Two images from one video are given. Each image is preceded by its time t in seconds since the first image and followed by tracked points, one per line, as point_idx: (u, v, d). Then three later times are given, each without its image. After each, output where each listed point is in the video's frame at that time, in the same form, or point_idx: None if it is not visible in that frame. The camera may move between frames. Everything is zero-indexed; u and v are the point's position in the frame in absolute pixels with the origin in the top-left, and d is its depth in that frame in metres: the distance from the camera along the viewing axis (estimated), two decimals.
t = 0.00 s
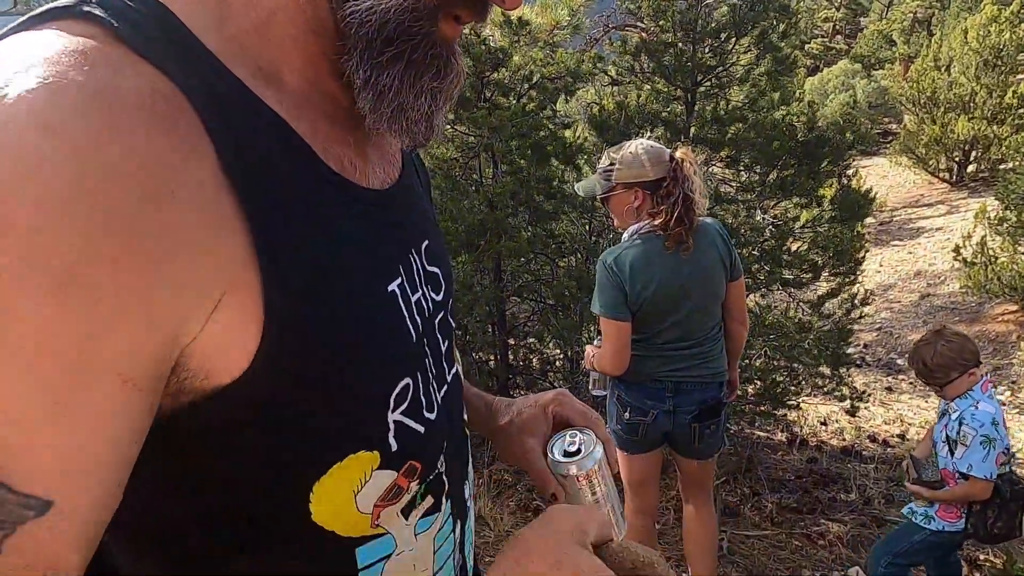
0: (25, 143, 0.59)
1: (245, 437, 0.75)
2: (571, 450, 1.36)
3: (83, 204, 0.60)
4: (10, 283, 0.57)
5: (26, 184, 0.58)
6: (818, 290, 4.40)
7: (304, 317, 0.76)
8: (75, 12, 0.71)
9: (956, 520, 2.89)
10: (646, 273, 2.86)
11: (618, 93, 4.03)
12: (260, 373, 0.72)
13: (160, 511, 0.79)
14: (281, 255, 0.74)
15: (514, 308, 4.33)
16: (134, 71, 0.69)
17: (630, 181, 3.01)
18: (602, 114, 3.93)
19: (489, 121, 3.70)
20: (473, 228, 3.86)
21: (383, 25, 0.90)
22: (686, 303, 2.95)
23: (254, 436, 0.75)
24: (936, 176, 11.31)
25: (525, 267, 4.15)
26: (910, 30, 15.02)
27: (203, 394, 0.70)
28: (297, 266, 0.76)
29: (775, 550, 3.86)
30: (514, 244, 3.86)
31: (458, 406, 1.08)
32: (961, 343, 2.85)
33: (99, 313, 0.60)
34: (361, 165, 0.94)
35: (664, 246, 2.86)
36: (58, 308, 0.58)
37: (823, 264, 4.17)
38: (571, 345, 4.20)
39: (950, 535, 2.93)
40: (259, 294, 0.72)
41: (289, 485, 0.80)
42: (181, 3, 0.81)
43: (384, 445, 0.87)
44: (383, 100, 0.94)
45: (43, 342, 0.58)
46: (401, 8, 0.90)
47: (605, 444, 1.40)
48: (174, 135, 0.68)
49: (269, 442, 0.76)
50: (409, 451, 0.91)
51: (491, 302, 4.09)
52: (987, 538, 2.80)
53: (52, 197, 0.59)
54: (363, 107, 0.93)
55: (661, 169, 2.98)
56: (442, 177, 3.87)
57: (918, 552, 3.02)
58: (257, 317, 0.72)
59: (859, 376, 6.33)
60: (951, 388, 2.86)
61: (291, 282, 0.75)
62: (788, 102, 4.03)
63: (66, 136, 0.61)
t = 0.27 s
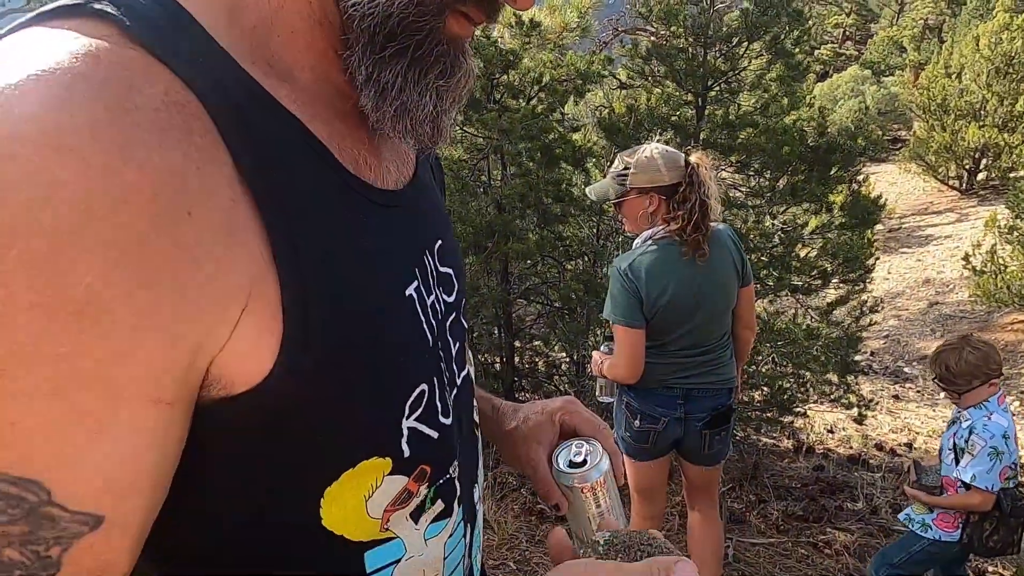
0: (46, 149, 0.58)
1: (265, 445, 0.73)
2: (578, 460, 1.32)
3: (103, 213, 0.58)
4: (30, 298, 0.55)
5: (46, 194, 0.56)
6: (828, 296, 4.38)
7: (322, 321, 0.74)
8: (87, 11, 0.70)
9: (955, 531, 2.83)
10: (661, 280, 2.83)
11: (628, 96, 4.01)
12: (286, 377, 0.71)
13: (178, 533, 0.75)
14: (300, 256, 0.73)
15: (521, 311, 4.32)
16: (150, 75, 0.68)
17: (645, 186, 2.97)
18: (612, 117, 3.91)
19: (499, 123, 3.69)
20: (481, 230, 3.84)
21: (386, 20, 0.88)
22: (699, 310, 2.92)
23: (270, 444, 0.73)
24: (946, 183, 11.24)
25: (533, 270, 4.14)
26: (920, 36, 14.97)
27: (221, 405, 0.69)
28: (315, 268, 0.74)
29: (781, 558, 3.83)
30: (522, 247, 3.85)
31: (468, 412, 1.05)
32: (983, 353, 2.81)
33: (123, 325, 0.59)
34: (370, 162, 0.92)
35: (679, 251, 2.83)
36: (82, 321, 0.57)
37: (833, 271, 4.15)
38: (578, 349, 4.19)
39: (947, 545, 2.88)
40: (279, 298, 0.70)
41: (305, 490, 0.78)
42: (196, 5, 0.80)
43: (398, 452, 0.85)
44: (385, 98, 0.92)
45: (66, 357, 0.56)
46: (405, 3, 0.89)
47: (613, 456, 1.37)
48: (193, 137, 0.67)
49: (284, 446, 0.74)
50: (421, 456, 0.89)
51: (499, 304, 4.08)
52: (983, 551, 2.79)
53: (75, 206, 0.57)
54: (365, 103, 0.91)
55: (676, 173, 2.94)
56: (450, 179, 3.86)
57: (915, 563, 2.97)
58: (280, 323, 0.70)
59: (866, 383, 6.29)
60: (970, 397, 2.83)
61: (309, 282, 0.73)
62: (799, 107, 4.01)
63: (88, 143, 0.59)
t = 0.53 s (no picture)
0: (77, 136, 0.56)
1: (280, 441, 0.71)
2: (596, 465, 1.27)
3: (132, 200, 0.57)
4: (62, 281, 0.53)
5: (77, 178, 0.55)
6: (836, 309, 4.35)
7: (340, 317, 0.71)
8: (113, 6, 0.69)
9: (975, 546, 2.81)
10: (678, 290, 2.77)
11: (637, 106, 4.01)
12: (300, 370, 0.68)
13: (187, 533, 0.73)
14: (319, 247, 0.71)
15: (527, 317, 4.30)
16: (175, 65, 0.66)
17: (659, 196, 2.92)
18: (621, 126, 3.90)
19: (508, 129, 3.69)
20: (489, 236, 3.83)
21: (403, 23, 0.87)
22: (712, 321, 2.88)
23: (283, 441, 0.71)
24: (955, 199, 11.20)
25: (539, 277, 4.13)
26: (930, 52, 14.96)
27: (238, 396, 0.66)
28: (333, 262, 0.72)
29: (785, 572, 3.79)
30: (530, 253, 3.84)
31: (479, 416, 1.03)
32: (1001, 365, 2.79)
33: (150, 313, 0.57)
34: (389, 163, 0.90)
35: (698, 262, 2.78)
36: (110, 309, 0.55)
37: (841, 283, 4.13)
38: (583, 357, 4.17)
39: (965, 562, 2.86)
40: (297, 291, 0.68)
41: (319, 489, 0.76)
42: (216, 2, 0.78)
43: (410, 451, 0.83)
44: (402, 99, 0.91)
45: (93, 344, 0.55)
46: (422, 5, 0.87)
47: (631, 460, 1.34)
48: (217, 126, 0.66)
49: (300, 442, 0.72)
50: (433, 456, 0.87)
51: (504, 311, 4.06)
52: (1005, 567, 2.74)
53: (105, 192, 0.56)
54: (382, 105, 0.89)
55: (690, 181, 2.90)
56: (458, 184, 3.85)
57: None
58: (297, 318, 0.68)
59: (872, 398, 6.25)
60: (985, 410, 2.82)
61: (327, 275, 0.71)
62: (810, 120, 4.00)
63: (119, 130, 0.58)
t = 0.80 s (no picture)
0: (110, 134, 0.57)
1: (299, 436, 0.70)
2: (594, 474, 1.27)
3: (163, 198, 0.57)
4: (93, 275, 0.53)
5: (112, 173, 0.56)
6: (841, 323, 4.34)
7: (357, 317, 0.71)
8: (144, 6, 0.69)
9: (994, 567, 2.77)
10: (683, 298, 2.77)
11: (644, 116, 4.02)
12: (318, 365, 0.67)
13: (206, 521, 0.74)
14: (338, 247, 0.70)
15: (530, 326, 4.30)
16: (204, 63, 0.66)
17: (656, 208, 2.91)
18: (628, 136, 3.91)
19: (516, 138, 3.71)
20: (494, 243, 3.83)
21: (424, 31, 0.87)
22: (718, 332, 2.86)
23: (297, 435, 0.70)
24: (961, 215, 11.18)
25: (543, 286, 4.13)
26: (937, 67, 14.96)
27: (257, 391, 0.65)
28: (349, 256, 0.71)
29: None
30: (535, 261, 3.84)
31: (487, 419, 1.02)
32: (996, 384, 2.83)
33: (177, 308, 0.57)
34: (405, 166, 0.90)
35: (704, 268, 2.79)
36: (138, 304, 0.55)
37: (846, 297, 4.12)
38: (586, 366, 4.16)
39: None
40: (317, 288, 0.67)
41: (332, 489, 0.76)
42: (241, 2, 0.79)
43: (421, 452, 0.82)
44: (419, 105, 0.91)
45: (121, 338, 0.55)
46: (444, 15, 0.88)
47: (630, 471, 1.32)
48: (243, 121, 0.66)
49: (316, 438, 0.72)
50: (443, 457, 0.87)
51: (508, 318, 4.06)
52: None
53: (136, 189, 0.56)
54: (400, 110, 0.90)
55: (686, 190, 2.89)
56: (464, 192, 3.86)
57: None
58: (314, 313, 0.66)
59: (875, 413, 6.21)
60: (986, 427, 2.87)
61: (345, 271, 0.70)
62: (816, 133, 4.01)
63: (151, 127, 0.59)
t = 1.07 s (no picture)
0: (135, 150, 0.57)
1: (316, 453, 0.69)
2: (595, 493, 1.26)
3: (186, 213, 0.57)
4: (115, 289, 0.53)
5: (136, 188, 0.56)
6: (845, 342, 4.33)
7: (370, 331, 0.70)
8: (162, 24, 0.69)
9: None
10: (686, 313, 2.65)
11: (649, 132, 4.03)
12: (335, 381, 0.67)
13: (224, 535, 0.71)
14: (353, 263, 0.70)
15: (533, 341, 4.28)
16: (224, 81, 0.67)
17: (652, 227, 2.83)
18: (633, 153, 3.92)
19: (521, 154, 3.72)
20: (498, 258, 3.83)
21: (440, 49, 0.87)
22: (723, 348, 2.74)
23: (315, 456, 0.69)
24: (965, 234, 11.17)
25: (547, 301, 4.12)
26: (941, 87, 15.02)
27: (273, 408, 0.64)
28: (363, 270, 0.71)
29: None
30: (539, 276, 3.84)
31: (493, 435, 1.01)
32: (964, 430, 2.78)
33: (199, 322, 0.56)
34: (416, 182, 0.91)
35: (705, 282, 2.67)
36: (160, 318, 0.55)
37: (851, 316, 4.11)
38: (589, 382, 4.14)
39: None
40: (336, 304, 0.67)
41: (343, 506, 0.74)
42: (259, 16, 0.78)
43: (429, 469, 0.81)
44: (432, 122, 0.92)
45: (144, 351, 0.54)
46: (461, 33, 0.88)
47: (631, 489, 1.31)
48: (262, 139, 0.66)
49: (330, 456, 0.70)
50: (450, 474, 0.86)
51: (511, 333, 4.05)
52: None
53: (159, 204, 0.56)
54: (413, 125, 0.90)
55: (680, 208, 2.79)
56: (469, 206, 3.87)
57: None
58: (333, 328, 0.66)
59: (880, 433, 6.17)
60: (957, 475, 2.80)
61: (360, 286, 0.70)
62: (821, 151, 4.01)
63: (174, 143, 0.59)
